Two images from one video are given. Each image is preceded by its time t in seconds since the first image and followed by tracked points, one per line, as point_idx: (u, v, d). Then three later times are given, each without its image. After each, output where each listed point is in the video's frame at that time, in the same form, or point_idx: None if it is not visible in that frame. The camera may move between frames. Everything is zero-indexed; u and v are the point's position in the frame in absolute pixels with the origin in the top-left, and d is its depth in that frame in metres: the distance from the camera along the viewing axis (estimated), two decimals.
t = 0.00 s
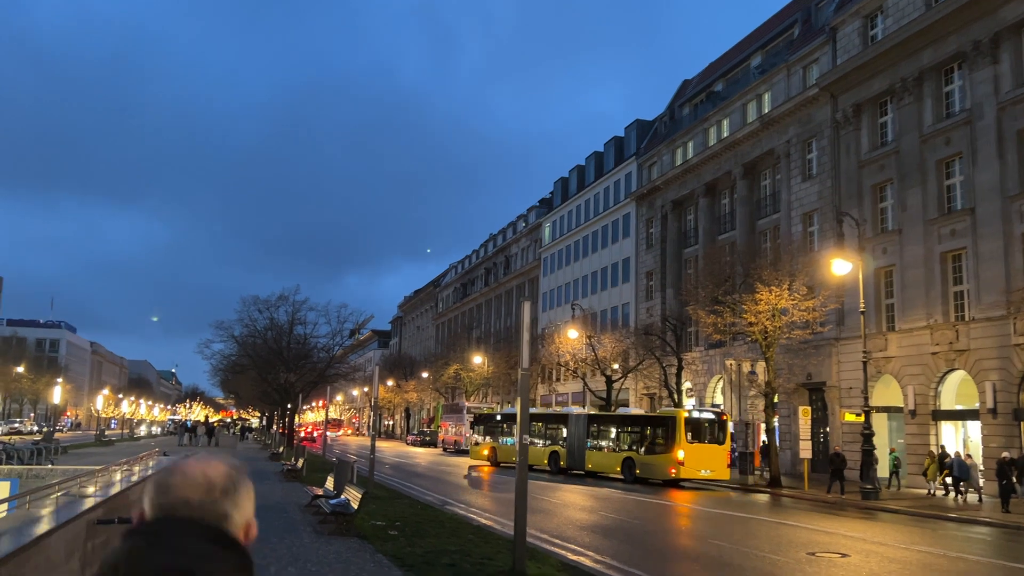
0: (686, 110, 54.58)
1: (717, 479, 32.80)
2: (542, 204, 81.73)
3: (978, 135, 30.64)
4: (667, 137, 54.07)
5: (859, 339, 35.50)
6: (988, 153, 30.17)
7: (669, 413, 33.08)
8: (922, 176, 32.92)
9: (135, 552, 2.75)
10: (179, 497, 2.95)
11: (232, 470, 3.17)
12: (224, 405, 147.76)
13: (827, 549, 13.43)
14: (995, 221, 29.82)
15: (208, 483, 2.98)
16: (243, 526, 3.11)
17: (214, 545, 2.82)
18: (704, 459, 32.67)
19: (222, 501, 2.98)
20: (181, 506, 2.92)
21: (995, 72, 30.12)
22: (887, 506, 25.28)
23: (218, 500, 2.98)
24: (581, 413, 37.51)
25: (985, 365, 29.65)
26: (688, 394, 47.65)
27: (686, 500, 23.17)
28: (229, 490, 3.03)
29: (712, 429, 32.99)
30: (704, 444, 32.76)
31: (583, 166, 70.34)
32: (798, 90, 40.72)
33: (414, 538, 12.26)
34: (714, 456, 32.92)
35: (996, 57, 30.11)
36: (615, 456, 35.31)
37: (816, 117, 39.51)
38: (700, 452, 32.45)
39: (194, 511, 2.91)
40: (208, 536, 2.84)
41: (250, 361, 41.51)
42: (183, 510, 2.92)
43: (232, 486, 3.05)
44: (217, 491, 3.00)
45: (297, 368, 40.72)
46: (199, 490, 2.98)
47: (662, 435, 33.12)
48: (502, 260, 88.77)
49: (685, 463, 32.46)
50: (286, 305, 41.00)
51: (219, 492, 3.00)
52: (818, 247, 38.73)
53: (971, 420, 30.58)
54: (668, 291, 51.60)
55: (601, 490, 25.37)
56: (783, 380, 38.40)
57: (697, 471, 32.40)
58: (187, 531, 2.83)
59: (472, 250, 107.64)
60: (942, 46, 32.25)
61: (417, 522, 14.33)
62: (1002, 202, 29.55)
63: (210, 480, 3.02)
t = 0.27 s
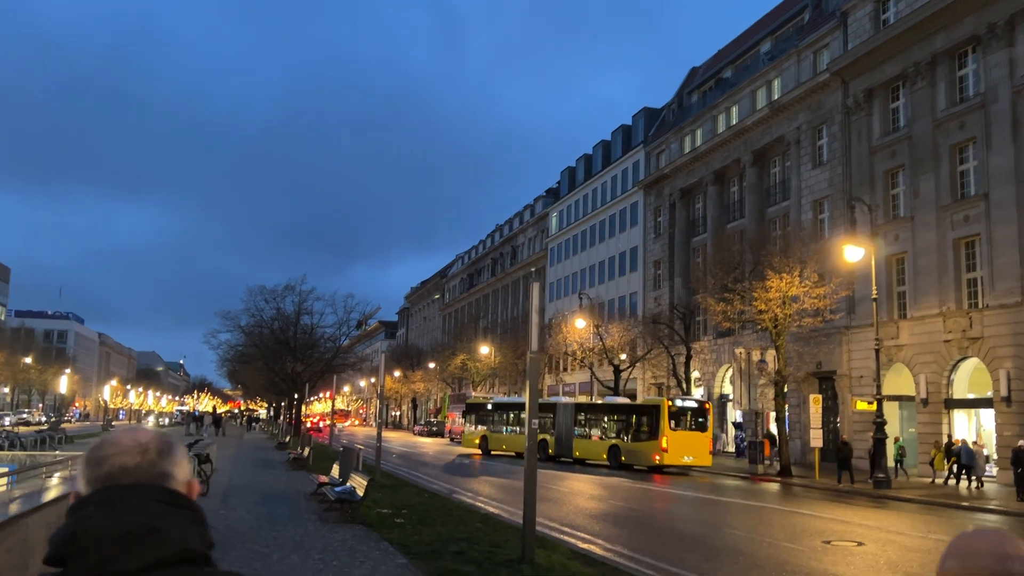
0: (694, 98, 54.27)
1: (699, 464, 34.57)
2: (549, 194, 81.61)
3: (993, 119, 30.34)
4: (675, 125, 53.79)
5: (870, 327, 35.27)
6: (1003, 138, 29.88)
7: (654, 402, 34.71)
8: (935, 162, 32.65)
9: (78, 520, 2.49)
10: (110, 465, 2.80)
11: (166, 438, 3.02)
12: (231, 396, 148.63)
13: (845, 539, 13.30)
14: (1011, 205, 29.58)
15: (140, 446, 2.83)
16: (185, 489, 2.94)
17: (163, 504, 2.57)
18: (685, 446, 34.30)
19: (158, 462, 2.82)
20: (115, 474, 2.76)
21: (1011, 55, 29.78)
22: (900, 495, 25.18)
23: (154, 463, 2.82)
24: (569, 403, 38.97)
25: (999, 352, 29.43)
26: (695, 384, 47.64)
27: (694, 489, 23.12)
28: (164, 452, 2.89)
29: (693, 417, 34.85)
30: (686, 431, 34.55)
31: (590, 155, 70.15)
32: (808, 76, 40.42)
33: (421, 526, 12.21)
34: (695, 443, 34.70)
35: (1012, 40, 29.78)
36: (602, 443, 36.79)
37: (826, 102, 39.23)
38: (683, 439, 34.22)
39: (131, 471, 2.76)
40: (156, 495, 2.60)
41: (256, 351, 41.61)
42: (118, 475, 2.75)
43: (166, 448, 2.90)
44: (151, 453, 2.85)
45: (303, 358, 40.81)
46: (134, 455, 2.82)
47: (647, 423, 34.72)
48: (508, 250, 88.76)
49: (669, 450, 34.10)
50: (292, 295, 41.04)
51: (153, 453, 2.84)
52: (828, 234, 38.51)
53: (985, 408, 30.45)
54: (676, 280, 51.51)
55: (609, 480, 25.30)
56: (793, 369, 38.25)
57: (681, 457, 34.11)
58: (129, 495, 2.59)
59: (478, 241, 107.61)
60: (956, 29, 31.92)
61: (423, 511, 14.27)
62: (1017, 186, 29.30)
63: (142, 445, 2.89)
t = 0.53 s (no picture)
0: (705, 88, 53.97)
1: (684, 456, 35.64)
2: (557, 186, 81.43)
3: (1010, 108, 30.03)
4: (686, 115, 53.51)
5: (884, 320, 35.06)
6: (1020, 127, 29.57)
7: (640, 397, 35.68)
8: (951, 151, 32.37)
9: (83, 503, 2.38)
10: (126, 447, 2.68)
11: (179, 423, 2.92)
12: (239, 389, 149.12)
13: (865, 538, 13.16)
14: None
15: (152, 428, 2.73)
16: (196, 477, 2.83)
17: (166, 487, 2.48)
18: (673, 439, 35.59)
19: (169, 445, 2.73)
20: (126, 456, 2.65)
21: None
22: (917, 490, 24.99)
23: (166, 445, 2.73)
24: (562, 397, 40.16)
25: (1016, 345, 29.17)
26: (706, 377, 47.54)
27: (704, 484, 23.01)
28: (177, 437, 2.79)
29: (679, 410, 35.83)
30: (672, 425, 35.56)
31: (598, 147, 69.93)
32: (821, 65, 40.12)
33: (432, 525, 12.12)
34: (680, 435, 35.79)
35: None
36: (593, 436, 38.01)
37: (839, 91, 38.93)
38: (669, 432, 35.26)
39: (143, 454, 2.65)
40: (160, 476, 2.52)
41: (264, 345, 41.63)
42: (130, 458, 2.64)
43: (179, 433, 2.80)
44: (163, 437, 2.75)
45: (311, 351, 40.78)
46: (145, 437, 2.72)
47: (634, 417, 35.69)
48: (516, 243, 88.67)
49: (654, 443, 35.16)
50: (300, 288, 41.05)
51: (166, 436, 2.75)
52: (841, 226, 38.23)
53: (1001, 403, 30.22)
54: (686, 273, 51.37)
55: (620, 474, 25.21)
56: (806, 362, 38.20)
57: (666, 450, 35.19)
58: (131, 477, 2.51)
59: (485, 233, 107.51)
60: (973, 17, 31.61)
61: (433, 508, 14.19)
62: None
63: (154, 428, 2.79)
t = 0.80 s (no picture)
0: (716, 77, 53.67)
1: (672, 447, 36.28)
2: (566, 178, 81.26)
3: None
4: (696, 105, 53.26)
5: (899, 312, 34.87)
6: None
7: (628, 389, 36.32)
8: (967, 140, 32.11)
9: (188, 517, 2.59)
10: (235, 469, 2.87)
11: (292, 458, 3.10)
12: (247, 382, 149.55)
13: (887, 532, 13.09)
14: None
15: (263, 457, 2.91)
16: (292, 512, 2.98)
17: (256, 518, 2.64)
18: (660, 429, 36.31)
19: (276, 477, 2.90)
20: (234, 478, 2.83)
21: None
22: (933, 483, 24.83)
23: (272, 476, 2.90)
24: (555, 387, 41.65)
25: None
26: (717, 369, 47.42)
27: (716, 477, 22.92)
28: (284, 470, 2.96)
29: (666, 401, 36.39)
30: (659, 416, 36.21)
31: (608, 138, 69.72)
32: (834, 53, 39.75)
33: (444, 519, 12.09)
34: (668, 426, 36.45)
35: None
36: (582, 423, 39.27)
37: (853, 80, 38.63)
38: (656, 423, 35.96)
39: (246, 479, 2.82)
40: (255, 506, 2.69)
41: (273, 338, 41.69)
42: (236, 480, 2.82)
43: (287, 466, 2.98)
44: (271, 465, 2.93)
45: (320, 344, 40.85)
46: (257, 464, 2.90)
47: (622, 409, 36.36)
48: (525, 235, 88.54)
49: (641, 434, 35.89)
50: (308, 281, 41.09)
51: (274, 467, 2.91)
52: (854, 216, 37.93)
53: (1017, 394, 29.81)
54: (696, 264, 51.21)
55: (632, 468, 25.18)
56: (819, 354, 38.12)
57: (654, 440, 35.86)
58: (230, 503, 2.68)
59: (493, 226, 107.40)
60: (990, 3, 31.30)
61: (444, 502, 14.16)
62: None
63: (265, 456, 2.97)
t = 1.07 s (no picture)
0: (727, 69, 53.34)
1: (658, 440, 38.09)
2: (575, 171, 81.08)
3: None
4: (707, 97, 52.96)
5: (914, 305, 34.65)
6: None
7: (616, 383, 38.10)
8: (985, 130, 31.81)
9: (231, 494, 2.51)
10: (267, 446, 2.77)
11: (318, 429, 2.99)
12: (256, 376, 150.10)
13: (909, 532, 12.92)
14: None
15: (294, 433, 2.81)
16: (326, 489, 2.87)
17: (299, 492, 2.57)
18: (647, 422, 38.29)
19: (308, 451, 2.80)
20: (269, 455, 2.73)
21: None
22: (950, 479, 24.62)
23: (304, 451, 2.80)
24: (546, 380, 44.08)
25: None
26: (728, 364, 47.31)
27: (727, 473, 22.78)
28: (316, 444, 2.87)
29: (652, 396, 38.26)
30: (646, 410, 38.01)
31: (617, 131, 69.50)
32: (848, 44, 39.41)
33: (455, 518, 12.01)
34: (654, 420, 38.31)
35: None
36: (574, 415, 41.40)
37: (868, 70, 38.28)
38: (642, 417, 37.81)
39: (282, 453, 2.73)
40: (295, 478, 2.62)
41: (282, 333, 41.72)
42: (270, 456, 2.73)
43: (317, 440, 2.87)
44: (303, 440, 2.84)
45: (329, 338, 40.89)
46: (287, 440, 2.79)
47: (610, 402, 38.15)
48: (534, 229, 88.48)
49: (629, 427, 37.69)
50: (317, 276, 41.09)
51: (306, 441, 2.83)
52: (868, 208, 37.60)
53: None
54: (707, 258, 51.05)
55: (643, 463, 25.10)
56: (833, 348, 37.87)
57: (641, 433, 37.68)
58: (271, 477, 2.61)
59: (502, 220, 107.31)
60: None
61: (453, 500, 14.09)
62: None
63: (295, 431, 2.88)
